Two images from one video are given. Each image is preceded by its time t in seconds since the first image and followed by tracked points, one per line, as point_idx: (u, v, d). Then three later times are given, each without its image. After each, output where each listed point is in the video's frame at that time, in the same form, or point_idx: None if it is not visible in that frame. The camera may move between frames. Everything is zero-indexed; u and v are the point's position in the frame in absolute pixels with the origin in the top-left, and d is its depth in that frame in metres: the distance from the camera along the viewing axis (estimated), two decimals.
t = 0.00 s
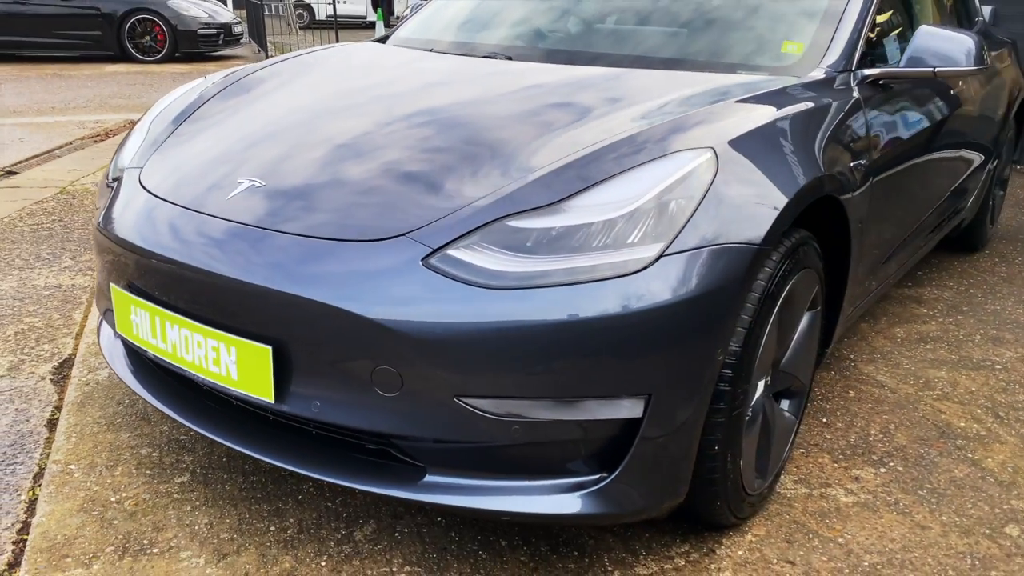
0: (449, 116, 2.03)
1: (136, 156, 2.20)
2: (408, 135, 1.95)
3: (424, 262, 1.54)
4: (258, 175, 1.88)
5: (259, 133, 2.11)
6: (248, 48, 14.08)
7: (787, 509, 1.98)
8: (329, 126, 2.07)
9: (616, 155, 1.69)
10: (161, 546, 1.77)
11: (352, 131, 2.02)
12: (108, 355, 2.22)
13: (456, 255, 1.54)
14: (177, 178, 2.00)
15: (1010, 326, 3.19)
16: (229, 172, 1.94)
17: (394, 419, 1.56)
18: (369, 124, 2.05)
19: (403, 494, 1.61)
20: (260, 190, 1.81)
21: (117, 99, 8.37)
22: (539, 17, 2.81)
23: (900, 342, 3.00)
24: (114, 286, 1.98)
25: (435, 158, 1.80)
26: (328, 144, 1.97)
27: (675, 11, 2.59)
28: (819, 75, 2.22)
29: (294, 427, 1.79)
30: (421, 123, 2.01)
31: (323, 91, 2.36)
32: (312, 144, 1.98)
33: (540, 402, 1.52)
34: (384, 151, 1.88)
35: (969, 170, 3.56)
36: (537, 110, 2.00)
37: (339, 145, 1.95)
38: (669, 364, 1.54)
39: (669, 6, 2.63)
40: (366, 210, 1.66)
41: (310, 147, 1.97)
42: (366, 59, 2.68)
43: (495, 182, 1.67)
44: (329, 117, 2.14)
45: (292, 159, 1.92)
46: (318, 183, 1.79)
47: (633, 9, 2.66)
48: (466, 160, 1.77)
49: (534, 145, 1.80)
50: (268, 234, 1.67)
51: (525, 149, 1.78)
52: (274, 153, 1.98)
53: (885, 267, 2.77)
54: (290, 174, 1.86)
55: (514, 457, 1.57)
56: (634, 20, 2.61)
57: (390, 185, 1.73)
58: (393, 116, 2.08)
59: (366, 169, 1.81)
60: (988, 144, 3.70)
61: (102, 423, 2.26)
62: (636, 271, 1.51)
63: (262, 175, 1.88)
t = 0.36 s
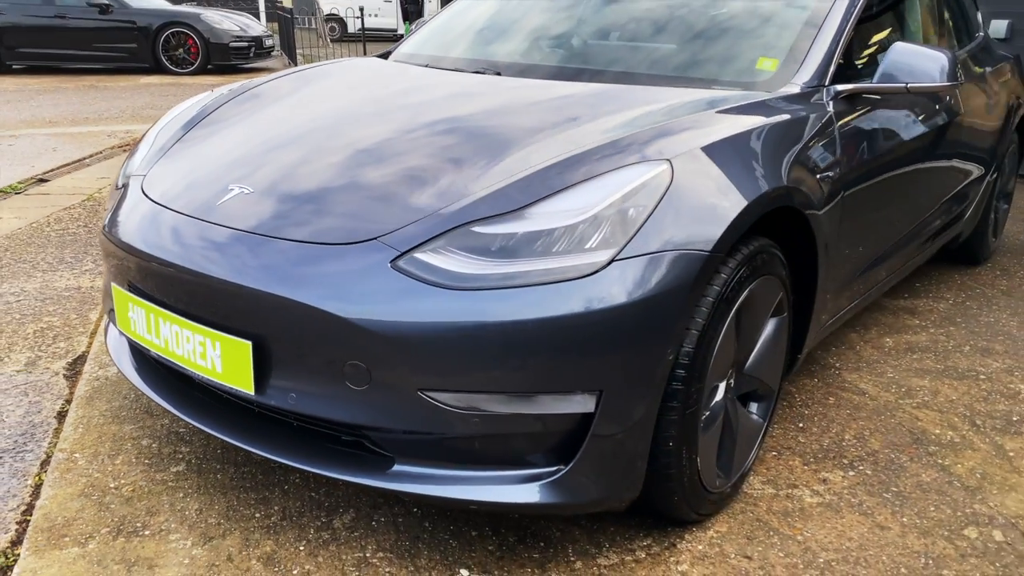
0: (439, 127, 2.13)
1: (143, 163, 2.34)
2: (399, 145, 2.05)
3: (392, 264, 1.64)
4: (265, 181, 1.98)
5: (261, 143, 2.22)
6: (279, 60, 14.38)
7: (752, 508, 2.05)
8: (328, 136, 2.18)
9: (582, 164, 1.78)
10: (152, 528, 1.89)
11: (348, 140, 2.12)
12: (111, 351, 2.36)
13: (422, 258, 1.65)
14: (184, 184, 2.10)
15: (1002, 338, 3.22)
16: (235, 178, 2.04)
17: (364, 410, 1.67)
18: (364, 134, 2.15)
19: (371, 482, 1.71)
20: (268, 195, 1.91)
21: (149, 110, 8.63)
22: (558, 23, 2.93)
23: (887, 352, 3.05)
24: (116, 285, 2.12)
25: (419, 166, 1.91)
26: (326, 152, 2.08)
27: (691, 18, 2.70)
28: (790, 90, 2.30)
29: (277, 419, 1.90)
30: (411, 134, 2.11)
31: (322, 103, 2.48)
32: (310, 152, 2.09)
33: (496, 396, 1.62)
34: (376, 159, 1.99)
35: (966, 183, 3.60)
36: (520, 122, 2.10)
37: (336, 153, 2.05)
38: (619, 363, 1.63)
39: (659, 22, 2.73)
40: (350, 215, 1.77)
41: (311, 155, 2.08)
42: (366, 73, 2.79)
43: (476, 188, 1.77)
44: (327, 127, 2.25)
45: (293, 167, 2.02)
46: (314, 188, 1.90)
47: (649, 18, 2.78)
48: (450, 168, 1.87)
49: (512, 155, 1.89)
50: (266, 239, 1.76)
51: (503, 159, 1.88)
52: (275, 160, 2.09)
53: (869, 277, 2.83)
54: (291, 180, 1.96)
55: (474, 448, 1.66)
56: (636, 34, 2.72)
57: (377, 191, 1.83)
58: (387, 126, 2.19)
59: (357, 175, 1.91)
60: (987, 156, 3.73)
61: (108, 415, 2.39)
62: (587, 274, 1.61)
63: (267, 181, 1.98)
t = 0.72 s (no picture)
0: (431, 139, 2.23)
1: (150, 172, 2.47)
2: (392, 155, 2.15)
3: (370, 267, 1.74)
4: (265, 190, 2.08)
5: (263, 154, 2.33)
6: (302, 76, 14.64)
7: (722, 507, 2.12)
8: (327, 147, 2.28)
9: (555, 174, 1.88)
10: (148, 517, 2.00)
11: (345, 152, 2.22)
12: (116, 351, 2.48)
13: (397, 262, 1.75)
14: (189, 193, 2.21)
15: (990, 349, 3.27)
16: (238, 188, 2.15)
17: (343, 405, 1.77)
18: (360, 145, 2.25)
19: (350, 473, 1.81)
20: (272, 204, 2.01)
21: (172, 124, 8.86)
22: (570, 36, 3.01)
23: (873, 361, 3.11)
24: (119, 287, 2.24)
25: (415, 176, 2.00)
26: (324, 163, 2.18)
27: (701, 30, 2.77)
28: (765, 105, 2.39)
29: (267, 414, 2.00)
30: (403, 146, 2.21)
31: (321, 117, 2.59)
32: (309, 163, 2.19)
33: (465, 392, 1.72)
34: (369, 168, 2.09)
35: (958, 195, 3.65)
36: (506, 135, 2.20)
37: (334, 164, 2.15)
38: (582, 363, 1.72)
39: (655, 36, 2.82)
40: (341, 221, 1.87)
41: (310, 165, 2.18)
42: (366, 89, 2.91)
43: (460, 196, 1.86)
44: (326, 140, 2.35)
45: (292, 176, 2.13)
46: (308, 196, 2.00)
47: (660, 30, 2.85)
48: (437, 177, 1.97)
49: (495, 166, 1.99)
50: (264, 245, 1.86)
51: (486, 170, 1.97)
52: (276, 171, 2.19)
53: (852, 288, 2.90)
54: (290, 188, 2.06)
55: (446, 442, 1.76)
56: (643, 48, 2.79)
57: (366, 198, 1.93)
58: (383, 139, 2.29)
59: (350, 183, 2.01)
60: (980, 169, 3.78)
61: (113, 412, 2.52)
62: (551, 278, 1.70)
63: (268, 190, 2.08)
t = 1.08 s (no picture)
0: (422, 155, 2.35)
1: (156, 186, 2.60)
2: (385, 169, 2.26)
3: (353, 274, 1.85)
4: (265, 202, 2.20)
5: (264, 170, 2.45)
6: (318, 94, 14.89)
7: (693, 507, 2.22)
8: (324, 163, 2.40)
9: (532, 186, 1.99)
10: (146, 510, 2.12)
11: (341, 167, 2.34)
12: (121, 355, 2.61)
13: (379, 269, 1.85)
14: (194, 206, 2.33)
15: (973, 361, 3.34)
16: (240, 201, 2.26)
17: (327, 403, 1.88)
18: (355, 161, 2.37)
19: (334, 469, 1.92)
20: (279, 214, 2.11)
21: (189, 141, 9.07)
22: (578, 53, 3.13)
23: (856, 372, 3.19)
24: (122, 294, 2.37)
25: (416, 188, 2.10)
26: (319, 177, 2.29)
27: (705, 48, 2.87)
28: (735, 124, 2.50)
29: (259, 413, 2.12)
30: (394, 160, 2.32)
31: (319, 135, 2.72)
32: (307, 177, 2.31)
33: (440, 391, 1.82)
34: (361, 181, 2.20)
35: (944, 211, 3.73)
36: (491, 151, 2.31)
37: (330, 178, 2.27)
38: (550, 365, 1.83)
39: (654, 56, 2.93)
40: (335, 230, 1.98)
41: (308, 179, 2.29)
42: (363, 108, 3.03)
43: (445, 207, 1.96)
44: (323, 156, 2.47)
45: (290, 189, 2.24)
46: (303, 207, 2.11)
47: (667, 45, 2.96)
48: (425, 190, 2.08)
49: (479, 179, 2.10)
50: (263, 254, 1.97)
51: (469, 183, 2.09)
52: (276, 184, 2.31)
53: (831, 300, 2.99)
54: (287, 200, 2.17)
55: (423, 439, 1.86)
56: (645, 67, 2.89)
57: (357, 209, 2.04)
58: (377, 154, 2.41)
59: (344, 195, 2.12)
60: (967, 186, 3.86)
61: (119, 414, 2.65)
62: (520, 285, 1.81)
63: (268, 202, 2.19)
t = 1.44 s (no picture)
0: (410, 173, 2.46)
1: (157, 201, 2.72)
2: (375, 186, 2.37)
3: (335, 284, 1.96)
4: (269, 216, 2.30)
5: (259, 187, 2.57)
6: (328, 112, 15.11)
7: (666, 510, 2.30)
8: (317, 181, 2.51)
9: (509, 201, 2.09)
10: (141, 510, 2.23)
11: (337, 183, 2.45)
12: (122, 363, 2.73)
13: (360, 279, 1.96)
14: (193, 221, 2.44)
15: (952, 374, 3.41)
16: (236, 216, 2.37)
17: (310, 407, 1.99)
18: (347, 178, 2.48)
19: (317, 469, 2.02)
20: (283, 226, 2.21)
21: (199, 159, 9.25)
22: (581, 69, 3.23)
23: (836, 383, 3.27)
24: (122, 304, 2.49)
25: (413, 202, 2.20)
26: (312, 194, 2.40)
27: (703, 67, 2.95)
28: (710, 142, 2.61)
29: (248, 417, 2.22)
30: (384, 177, 2.43)
31: (313, 155, 2.84)
32: (301, 194, 2.42)
33: (416, 395, 1.92)
34: (351, 197, 2.31)
35: (927, 228, 3.82)
36: (475, 169, 2.42)
37: (323, 194, 2.38)
38: (520, 370, 1.93)
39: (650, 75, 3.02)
40: (327, 242, 2.08)
41: (301, 196, 2.40)
42: (358, 128, 3.16)
43: (428, 220, 2.07)
44: (316, 174, 2.59)
45: (285, 205, 2.35)
46: (296, 222, 2.22)
47: (667, 63, 3.05)
48: (410, 205, 2.18)
49: (461, 194, 2.21)
50: (258, 266, 2.07)
51: (450, 198, 2.20)
52: (271, 200, 2.42)
53: (809, 312, 3.08)
54: (281, 215, 2.28)
55: (401, 441, 1.96)
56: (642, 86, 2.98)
57: (347, 224, 2.15)
58: (367, 172, 2.52)
59: (335, 211, 2.23)
60: (950, 203, 3.95)
61: (119, 420, 2.76)
62: (492, 294, 1.91)
63: (263, 217, 2.30)
